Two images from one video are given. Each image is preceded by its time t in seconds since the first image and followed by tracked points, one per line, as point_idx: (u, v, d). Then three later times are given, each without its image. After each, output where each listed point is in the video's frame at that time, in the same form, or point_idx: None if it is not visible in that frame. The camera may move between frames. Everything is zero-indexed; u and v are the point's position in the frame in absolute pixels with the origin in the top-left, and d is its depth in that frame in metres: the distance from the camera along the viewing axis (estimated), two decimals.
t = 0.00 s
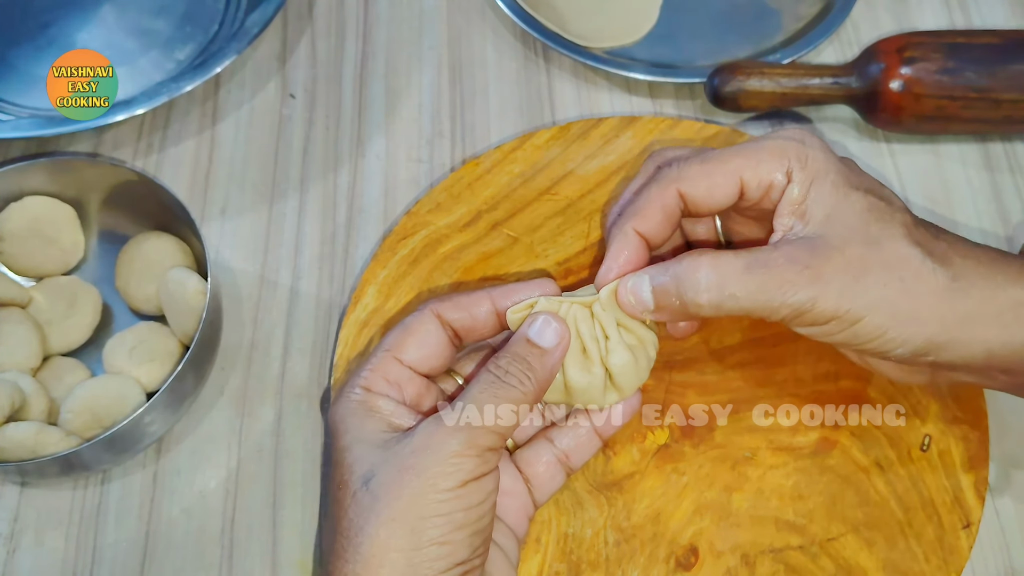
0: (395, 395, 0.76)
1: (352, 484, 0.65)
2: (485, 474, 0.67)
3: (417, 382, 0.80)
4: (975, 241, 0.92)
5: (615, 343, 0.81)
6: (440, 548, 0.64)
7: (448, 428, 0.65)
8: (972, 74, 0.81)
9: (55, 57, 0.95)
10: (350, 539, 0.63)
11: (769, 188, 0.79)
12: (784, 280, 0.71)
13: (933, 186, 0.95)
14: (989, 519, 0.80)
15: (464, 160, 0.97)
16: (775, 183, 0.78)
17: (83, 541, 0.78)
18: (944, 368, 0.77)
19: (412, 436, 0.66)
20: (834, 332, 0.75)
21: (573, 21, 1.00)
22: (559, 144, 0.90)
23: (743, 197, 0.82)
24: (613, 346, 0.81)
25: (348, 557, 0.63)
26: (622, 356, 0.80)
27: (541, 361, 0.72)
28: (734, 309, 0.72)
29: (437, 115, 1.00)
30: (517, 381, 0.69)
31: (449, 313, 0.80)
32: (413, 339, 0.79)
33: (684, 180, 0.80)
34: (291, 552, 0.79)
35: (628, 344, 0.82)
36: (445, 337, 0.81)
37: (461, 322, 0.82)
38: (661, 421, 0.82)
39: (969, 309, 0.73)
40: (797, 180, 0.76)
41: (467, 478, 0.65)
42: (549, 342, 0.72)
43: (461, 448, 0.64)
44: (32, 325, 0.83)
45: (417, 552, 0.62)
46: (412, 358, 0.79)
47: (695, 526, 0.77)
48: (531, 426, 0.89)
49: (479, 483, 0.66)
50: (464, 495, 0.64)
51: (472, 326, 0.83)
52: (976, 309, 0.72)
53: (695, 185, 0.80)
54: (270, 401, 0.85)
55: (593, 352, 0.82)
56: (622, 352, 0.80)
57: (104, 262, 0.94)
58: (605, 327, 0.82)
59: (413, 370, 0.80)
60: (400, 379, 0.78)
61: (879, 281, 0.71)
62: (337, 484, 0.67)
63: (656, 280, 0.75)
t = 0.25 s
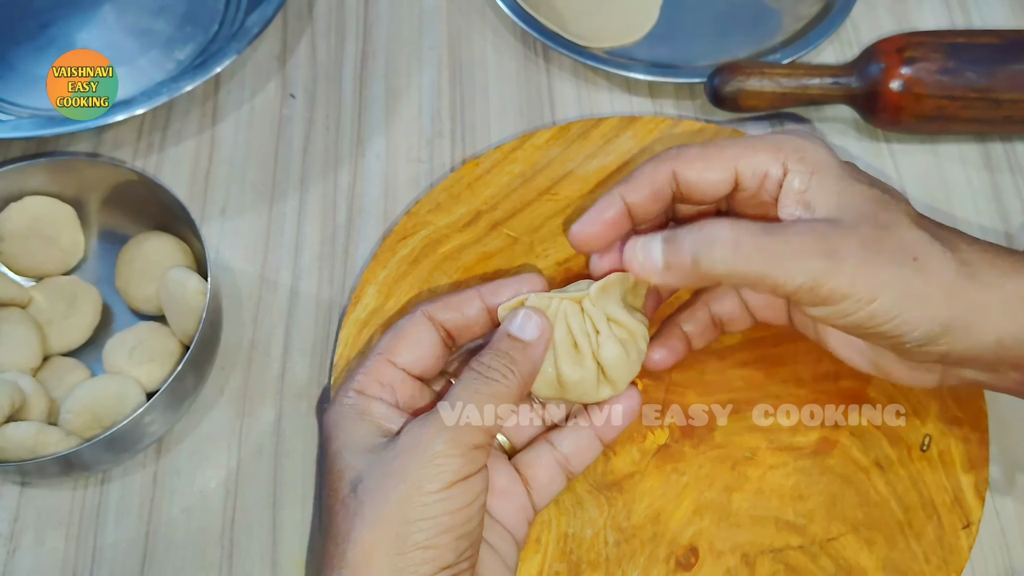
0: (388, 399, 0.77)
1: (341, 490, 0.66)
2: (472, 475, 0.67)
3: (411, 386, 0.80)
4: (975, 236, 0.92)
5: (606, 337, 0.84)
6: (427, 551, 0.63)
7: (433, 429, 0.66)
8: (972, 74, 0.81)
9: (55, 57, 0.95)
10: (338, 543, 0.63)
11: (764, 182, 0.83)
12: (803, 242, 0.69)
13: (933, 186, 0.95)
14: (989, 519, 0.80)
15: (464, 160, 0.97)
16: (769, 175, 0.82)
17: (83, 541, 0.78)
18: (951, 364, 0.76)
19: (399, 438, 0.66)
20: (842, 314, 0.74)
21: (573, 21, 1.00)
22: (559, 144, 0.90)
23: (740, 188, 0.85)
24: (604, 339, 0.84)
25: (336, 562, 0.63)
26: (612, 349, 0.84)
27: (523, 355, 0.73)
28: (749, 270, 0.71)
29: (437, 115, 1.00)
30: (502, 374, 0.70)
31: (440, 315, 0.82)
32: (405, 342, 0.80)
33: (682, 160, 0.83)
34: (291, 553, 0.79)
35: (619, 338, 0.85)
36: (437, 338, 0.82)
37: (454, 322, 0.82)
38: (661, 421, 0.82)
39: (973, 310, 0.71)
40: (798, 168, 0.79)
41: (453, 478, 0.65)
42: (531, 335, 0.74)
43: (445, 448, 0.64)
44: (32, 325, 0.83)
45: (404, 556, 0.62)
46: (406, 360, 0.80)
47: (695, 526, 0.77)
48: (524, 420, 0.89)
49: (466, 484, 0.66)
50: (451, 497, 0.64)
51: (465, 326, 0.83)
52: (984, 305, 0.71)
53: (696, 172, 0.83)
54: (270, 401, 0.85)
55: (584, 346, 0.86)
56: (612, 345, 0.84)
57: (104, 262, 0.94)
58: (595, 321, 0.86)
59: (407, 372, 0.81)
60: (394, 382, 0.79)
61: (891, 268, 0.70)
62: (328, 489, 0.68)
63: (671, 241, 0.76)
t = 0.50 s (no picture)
0: (361, 421, 0.76)
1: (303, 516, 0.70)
2: (419, 494, 0.68)
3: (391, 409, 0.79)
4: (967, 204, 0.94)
5: (590, 339, 0.83)
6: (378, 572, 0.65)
7: (371, 450, 0.67)
8: (972, 74, 0.81)
9: (55, 57, 0.95)
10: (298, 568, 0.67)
11: (777, 186, 0.84)
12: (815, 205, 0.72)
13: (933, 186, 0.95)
14: (989, 519, 0.80)
15: (464, 160, 0.97)
16: (783, 177, 0.83)
17: (83, 541, 0.78)
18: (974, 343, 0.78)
19: (347, 460, 0.69)
20: (864, 284, 0.73)
21: (573, 21, 1.00)
22: (559, 144, 0.90)
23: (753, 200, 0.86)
24: (587, 340, 0.83)
25: None
26: (596, 349, 0.82)
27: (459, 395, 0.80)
28: (767, 229, 0.73)
29: (437, 115, 1.00)
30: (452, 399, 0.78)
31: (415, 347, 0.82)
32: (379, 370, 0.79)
33: (697, 173, 0.84)
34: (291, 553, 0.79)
35: (603, 338, 0.84)
36: (410, 365, 0.81)
37: (431, 355, 0.83)
38: (661, 421, 0.82)
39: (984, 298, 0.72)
40: (810, 168, 0.82)
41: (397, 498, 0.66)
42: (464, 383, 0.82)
43: (379, 467, 0.66)
44: (32, 325, 0.83)
45: None
46: (384, 387, 0.79)
47: (695, 526, 0.77)
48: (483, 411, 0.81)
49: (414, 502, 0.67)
50: (392, 516, 0.65)
51: (444, 355, 0.84)
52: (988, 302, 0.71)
53: (708, 182, 0.84)
54: (270, 401, 0.85)
55: (569, 349, 0.85)
56: (595, 345, 0.83)
57: (104, 262, 0.93)
58: (578, 323, 0.85)
59: (387, 396, 0.79)
60: (371, 404, 0.78)
61: (897, 250, 0.71)
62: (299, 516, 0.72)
63: (703, 213, 0.78)
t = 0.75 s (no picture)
0: (327, 455, 0.77)
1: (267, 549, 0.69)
2: (385, 524, 0.68)
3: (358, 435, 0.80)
4: (964, 201, 0.95)
5: (542, 342, 0.83)
6: None
7: (341, 483, 0.68)
8: (972, 74, 0.81)
9: (55, 57, 0.95)
10: None
11: (835, 226, 0.83)
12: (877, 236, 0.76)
13: (933, 186, 0.95)
14: (989, 518, 0.80)
15: (464, 160, 0.97)
16: (840, 216, 0.83)
17: (83, 540, 0.78)
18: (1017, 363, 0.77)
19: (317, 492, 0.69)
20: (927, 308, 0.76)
21: (572, 21, 1.00)
22: (559, 144, 0.90)
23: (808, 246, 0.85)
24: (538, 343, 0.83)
25: None
26: (548, 351, 0.82)
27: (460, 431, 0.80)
28: (833, 265, 0.76)
29: (437, 115, 1.00)
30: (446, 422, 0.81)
31: (386, 369, 0.81)
32: (344, 396, 0.79)
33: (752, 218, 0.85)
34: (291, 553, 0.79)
35: (556, 339, 0.83)
36: (381, 389, 0.81)
37: (402, 373, 0.82)
38: (661, 421, 0.81)
39: (991, 293, 0.73)
40: (869, 207, 0.82)
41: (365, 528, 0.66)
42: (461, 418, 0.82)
43: (351, 499, 0.66)
44: (32, 325, 0.83)
45: None
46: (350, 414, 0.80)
47: (695, 526, 0.77)
48: (450, 422, 0.85)
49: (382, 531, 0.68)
50: (359, 548, 0.66)
51: (414, 373, 0.83)
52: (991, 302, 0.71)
53: (764, 222, 0.84)
54: (270, 401, 0.85)
55: (519, 353, 0.85)
56: (546, 347, 0.82)
57: (104, 262, 0.93)
58: (527, 326, 0.85)
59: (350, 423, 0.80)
60: (332, 432, 0.79)
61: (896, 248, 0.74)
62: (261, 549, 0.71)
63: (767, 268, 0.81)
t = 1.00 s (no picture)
0: (344, 456, 0.77)
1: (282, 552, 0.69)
2: (404, 529, 0.68)
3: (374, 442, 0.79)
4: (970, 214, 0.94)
5: (566, 353, 0.81)
6: None
7: (361, 488, 0.68)
8: (972, 74, 0.81)
9: (55, 57, 0.95)
10: None
11: (853, 239, 0.83)
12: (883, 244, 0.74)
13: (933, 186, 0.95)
14: (989, 518, 0.80)
15: (464, 160, 0.97)
16: (858, 231, 0.83)
17: (83, 541, 0.78)
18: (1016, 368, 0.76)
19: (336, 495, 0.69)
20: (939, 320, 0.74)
21: (572, 21, 1.00)
22: (559, 144, 0.90)
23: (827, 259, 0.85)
24: (561, 353, 0.81)
25: None
26: (571, 362, 0.80)
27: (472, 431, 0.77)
28: (856, 274, 0.74)
29: (437, 115, 1.00)
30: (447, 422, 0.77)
31: (399, 373, 0.80)
32: (361, 399, 0.79)
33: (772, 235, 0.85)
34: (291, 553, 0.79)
35: (579, 352, 0.81)
36: (395, 395, 0.81)
37: (414, 378, 0.82)
38: (661, 421, 0.82)
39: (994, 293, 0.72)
40: (885, 221, 0.82)
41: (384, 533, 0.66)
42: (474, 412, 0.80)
43: (372, 505, 0.66)
44: (32, 325, 0.83)
45: None
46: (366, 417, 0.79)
47: (695, 526, 0.77)
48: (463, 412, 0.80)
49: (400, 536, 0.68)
50: (376, 553, 0.66)
51: (427, 380, 0.83)
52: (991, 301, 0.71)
53: (784, 240, 0.85)
54: (270, 401, 0.85)
55: (542, 363, 0.83)
56: (569, 358, 0.80)
57: (104, 262, 0.93)
58: (551, 336, 0.83)
59: (366, 426, 0.79)
60: (350, 435, 0.78)
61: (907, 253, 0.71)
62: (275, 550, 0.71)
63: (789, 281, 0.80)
